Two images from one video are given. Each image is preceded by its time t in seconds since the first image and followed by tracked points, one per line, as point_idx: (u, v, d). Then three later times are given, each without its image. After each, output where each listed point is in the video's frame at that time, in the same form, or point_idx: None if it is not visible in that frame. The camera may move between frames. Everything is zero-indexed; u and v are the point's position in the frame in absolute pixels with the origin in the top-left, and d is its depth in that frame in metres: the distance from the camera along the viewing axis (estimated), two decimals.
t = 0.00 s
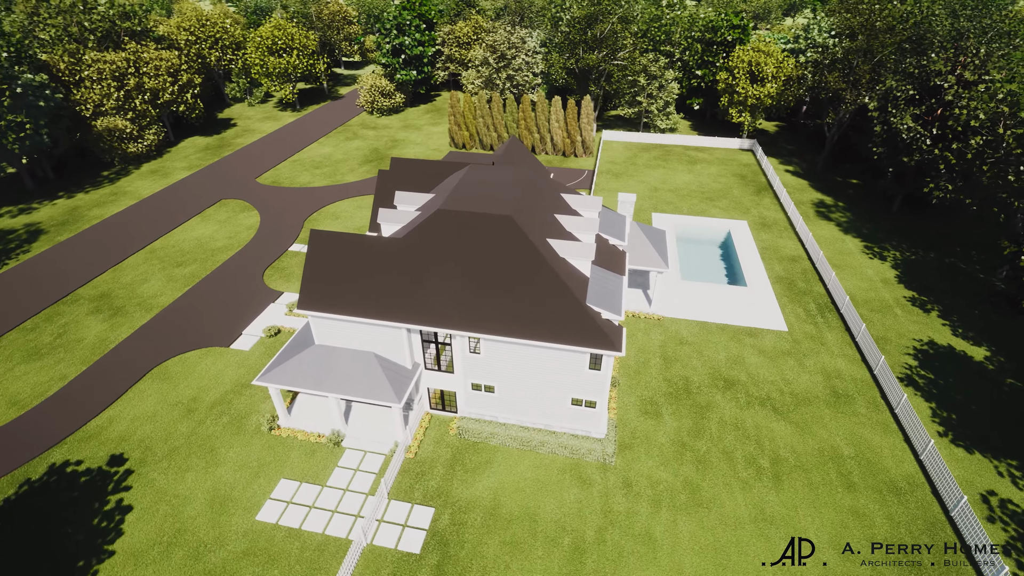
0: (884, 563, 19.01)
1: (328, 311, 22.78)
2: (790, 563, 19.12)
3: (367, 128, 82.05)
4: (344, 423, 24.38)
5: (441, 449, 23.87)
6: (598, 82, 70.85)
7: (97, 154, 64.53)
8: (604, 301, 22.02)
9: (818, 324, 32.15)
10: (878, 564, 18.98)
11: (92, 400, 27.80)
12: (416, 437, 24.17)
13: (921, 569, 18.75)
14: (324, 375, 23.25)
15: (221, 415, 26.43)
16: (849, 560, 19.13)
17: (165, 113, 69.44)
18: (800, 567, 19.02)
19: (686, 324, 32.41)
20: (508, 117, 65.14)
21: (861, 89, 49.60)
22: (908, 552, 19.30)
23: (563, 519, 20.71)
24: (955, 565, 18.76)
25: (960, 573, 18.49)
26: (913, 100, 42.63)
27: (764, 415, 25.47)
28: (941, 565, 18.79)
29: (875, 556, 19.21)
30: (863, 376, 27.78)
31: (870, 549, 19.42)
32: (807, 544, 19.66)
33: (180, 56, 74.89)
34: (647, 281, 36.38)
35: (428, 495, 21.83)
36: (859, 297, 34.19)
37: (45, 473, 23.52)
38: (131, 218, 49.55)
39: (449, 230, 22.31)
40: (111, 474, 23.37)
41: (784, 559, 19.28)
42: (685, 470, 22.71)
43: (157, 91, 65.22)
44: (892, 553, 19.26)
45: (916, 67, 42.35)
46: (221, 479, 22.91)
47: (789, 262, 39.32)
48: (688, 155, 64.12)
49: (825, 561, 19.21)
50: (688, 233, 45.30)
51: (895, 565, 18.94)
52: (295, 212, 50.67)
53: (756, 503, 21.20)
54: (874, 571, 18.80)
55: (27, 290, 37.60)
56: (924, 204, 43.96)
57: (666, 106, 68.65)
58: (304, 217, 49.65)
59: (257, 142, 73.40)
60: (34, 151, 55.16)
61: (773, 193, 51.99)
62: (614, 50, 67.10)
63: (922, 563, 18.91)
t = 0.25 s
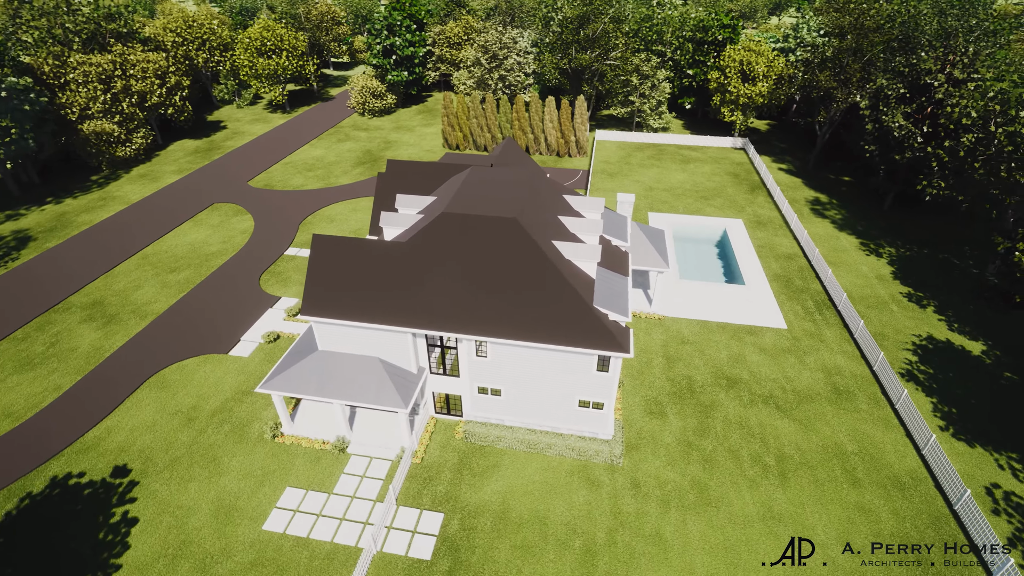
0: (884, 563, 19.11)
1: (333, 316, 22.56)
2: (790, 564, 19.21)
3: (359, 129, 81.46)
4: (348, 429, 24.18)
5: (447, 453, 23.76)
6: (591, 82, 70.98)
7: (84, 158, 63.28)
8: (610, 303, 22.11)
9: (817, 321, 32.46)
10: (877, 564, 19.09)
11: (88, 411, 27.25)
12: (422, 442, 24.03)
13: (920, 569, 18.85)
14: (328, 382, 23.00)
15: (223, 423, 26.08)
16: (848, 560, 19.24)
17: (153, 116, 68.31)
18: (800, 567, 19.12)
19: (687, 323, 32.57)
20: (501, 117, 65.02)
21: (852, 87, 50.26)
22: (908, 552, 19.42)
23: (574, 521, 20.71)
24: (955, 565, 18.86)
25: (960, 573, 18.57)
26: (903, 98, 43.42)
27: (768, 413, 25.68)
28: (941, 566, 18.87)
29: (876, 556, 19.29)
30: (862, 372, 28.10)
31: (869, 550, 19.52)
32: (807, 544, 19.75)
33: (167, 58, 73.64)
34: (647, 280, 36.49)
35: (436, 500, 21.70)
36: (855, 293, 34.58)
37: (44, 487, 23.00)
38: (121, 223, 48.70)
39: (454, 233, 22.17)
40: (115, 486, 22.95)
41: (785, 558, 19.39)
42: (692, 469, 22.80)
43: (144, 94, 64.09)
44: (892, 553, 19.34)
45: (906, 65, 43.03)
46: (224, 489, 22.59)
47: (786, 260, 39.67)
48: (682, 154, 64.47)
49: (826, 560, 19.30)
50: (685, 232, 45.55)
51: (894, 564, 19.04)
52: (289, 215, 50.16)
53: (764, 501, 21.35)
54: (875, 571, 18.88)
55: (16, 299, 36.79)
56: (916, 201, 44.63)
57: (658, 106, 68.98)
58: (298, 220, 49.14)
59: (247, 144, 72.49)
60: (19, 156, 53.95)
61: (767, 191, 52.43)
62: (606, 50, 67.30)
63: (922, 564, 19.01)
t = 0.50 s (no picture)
0: (884, 563, 19.21)
1: (338, 323, 22.32)
2: (790, 564, 19.30)
3: (350, 131, 80.81)
4: (354, 436, 23.96)
5: (455, 458, 23.62)
6: (583, 81, 71.17)
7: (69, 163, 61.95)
8: (618, 304, 22.21)
9: (815, 318, 32.87)
10: (878, 564, 19.19)
11: (86, 423, 26.68)
12: (429, 447, 23.87)
13: (921, 569, 18.94)
14: (334, 389, 22.74)
15: (225, 432, 25.71)
16: (848, 560, 19.33)
17: (139, 119, 67.06)
18: (800, 567, 19.20)
19: (687, 322, 32.79)
20: (494, 118, 64.93)
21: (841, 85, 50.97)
22: (909, 552, 19.49)
23: (585, 524, 20.72)
24: (956, 565, 18.94)
25: (960, 573, 18.67)
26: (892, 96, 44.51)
27: (772, 410, 25.93)
28: (942, 565, 18.98)
29: (876, 556, 19.40)
30: (862, 367, 28.50)
31: (870, 549, 19.61)
32: (807, 544, 19.84)
33: (152, 60, 72.21)
34: (646, 280, 36.66)
35: (447, 506, 21.56)
36: (851, 290, 35.04)
37: (43, 503, 22.49)
38: (111, 229, 47.78)
39: (460, 237, 22.08)
40: (120, 499, 22.49)
41: (784, 559, 19.45)
42: (700, 468, 22.94)
43: (130, 97, 62.83)
44: (892, 553, 19.44)
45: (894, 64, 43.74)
46: (230, 500, 22.23)
47: (781, 258, 40.12)
48: (674, 153, 64.91)
49: (824, 561, 19.36)
50: (681, 231, 45.85)
51: (894, 564, 19.15)
52: (283, 219, 49.59)
53: (772, 498, 21.54)
54: (873, 571, 19.00)
55: (5, 309, 35.91)
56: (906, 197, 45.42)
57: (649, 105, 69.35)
58: (292, 224, 48.57)
59: (236, 147, 71.47)
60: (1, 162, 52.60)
61: (759, 189, 52.99)
62: (597, 49, 67.50)
63: (923, 564, 19.10)
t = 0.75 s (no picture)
0: (883, 563, 19.33)
1: (344, 328, 22.15)
2: (790, 563, 19.40)
3: (341, 132, 80.18)
4: (360, 441, 23.77)
5: (463, 462, 23.53)
6: (576, 81, 71.27)
7: (55, 168, 60.73)
8: (625, 305, 22.33)
9: (813, 315, 33.21)
10: (877, 564, 19.31)
11: (84, 434, 26.20)
12: (436, 451, 23.76)
13: (921, 569, 19.07)
14: (340, 395, 22.54)
15: (228, 440, 25.39)
16: (848, 560, 19.43)
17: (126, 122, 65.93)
18: (799, 567, 19.29)
19: (688, 321, 32.96)
20: (488, 119, 64.78)
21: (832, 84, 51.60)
22: (908, 553, 19.58)
23: (596, 525, 20.75)
24: (955, 565, 19.08)
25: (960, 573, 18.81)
26: (883, 95, 45.54)
27: (775, 408, 26.16)
28: (940, 566, 19.10)
29: (875, 556, 19.52)
30: (861, 363, 28.86)
31: (869, 549, 19.73)
32: (806, 544, 19.93)
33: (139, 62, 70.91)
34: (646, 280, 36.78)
35: (456, 511, 21.46)
36: (848, 286, 35.46)
37: (44, 517, 22.04)
38: (101, 235, 46.95)
39: (465, 240, 22.03)
40: (126, 512, 22.09)
41: (784, 559, 19.55)
42: (707, 467, 23.08)
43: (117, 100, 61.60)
44: (892, 553, 19.56)
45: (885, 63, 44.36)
46: (235, 509, 21.93)
47: (778, 255, 40.50)
48: (667, 152, 65.25)
49: (825, 561, 19.46)
50: (677, 230, 46.07)
51: (894, 564, 19.27)
52: (277, 223, 49.07)
53: (780, 496, 21.73)
54: (872, 571, 19.12)
55: None
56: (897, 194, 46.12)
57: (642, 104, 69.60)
58: (287, 228, 48.05)
59: (226, 150, 70.59)
60: None
61: (753, 187, 53.45)
62: (590, 49, 67.63)
63: (922, 563, 19.22)
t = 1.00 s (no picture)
0: (883, 563, 19.48)
1: (350, 334, 21.96)
2: (790, 563, 19.49)
3: (332, 134, 79.48)
4: (368, 448, 23.59)
5: (471, 466, 23.45)
6: (568, 81, 71.37)
7: (39, 173, 59.39)
8: (633, 306, 22.43)
9: (811, 312, 33.61)
10: (877, 563, 19.45)
11: (83, 446, 25.69)
12: (444, 456, 23.66)
13: (920, 569, 19.22)
14: (347, 401, 22.34)
15: (231, 449, 25.05)
16: (849, 559, 19.57)
17: (112, 126, 64.68)
18: (799, 567, 19.40)
19: (689, 320, 33.18)
20: (481, 119, 64.61)
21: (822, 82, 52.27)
22: (908, 552, 19.75)
23: (608, 526, 20.80)
24: (955, 564, 19.23)
25: (960, 572, 18.94)
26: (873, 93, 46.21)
27: (779, 405, 26.42)
28: (940, 566, 19.24)
29: (875, 557, 19.65)
30: (861, 359, 29.26)
31: (869, 549, 19.87)
32: (807, 544, 20.05)
33: (124, 64, 69.53)
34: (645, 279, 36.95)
35: (467, 516, 21.38)
36: (844, 283, 35.93)
37: (45, 533, 21.56)
38: (91, 241, 46.05)
39: (472, 244, 21.97)
40: (134, 525, 21.72)
41: (784, 559, 19.64)
42: (715, 466, 23.25)
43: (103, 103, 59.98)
44: (892, 553, 19.71)
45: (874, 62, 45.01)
46: (242, 520, 21.63)
47: (774, 253, 40.93)
48: (660, 151, 65.60)
49: (824, 560, 19.58)
50: (673, 229, 46.36)
51: (894, 564, 19.42)
52: (271, 227, 48.48)
53: (787, 493, 21.96)
54: (872, 570, 19.27)
55: None
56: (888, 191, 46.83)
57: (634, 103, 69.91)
58: (281, 232, 47.52)
59: (216, 153, 69.64)
60: None
61: (746, 185, 53.95)
62: (582, 49, 67.74)
63: (922, 563, 19.37)
